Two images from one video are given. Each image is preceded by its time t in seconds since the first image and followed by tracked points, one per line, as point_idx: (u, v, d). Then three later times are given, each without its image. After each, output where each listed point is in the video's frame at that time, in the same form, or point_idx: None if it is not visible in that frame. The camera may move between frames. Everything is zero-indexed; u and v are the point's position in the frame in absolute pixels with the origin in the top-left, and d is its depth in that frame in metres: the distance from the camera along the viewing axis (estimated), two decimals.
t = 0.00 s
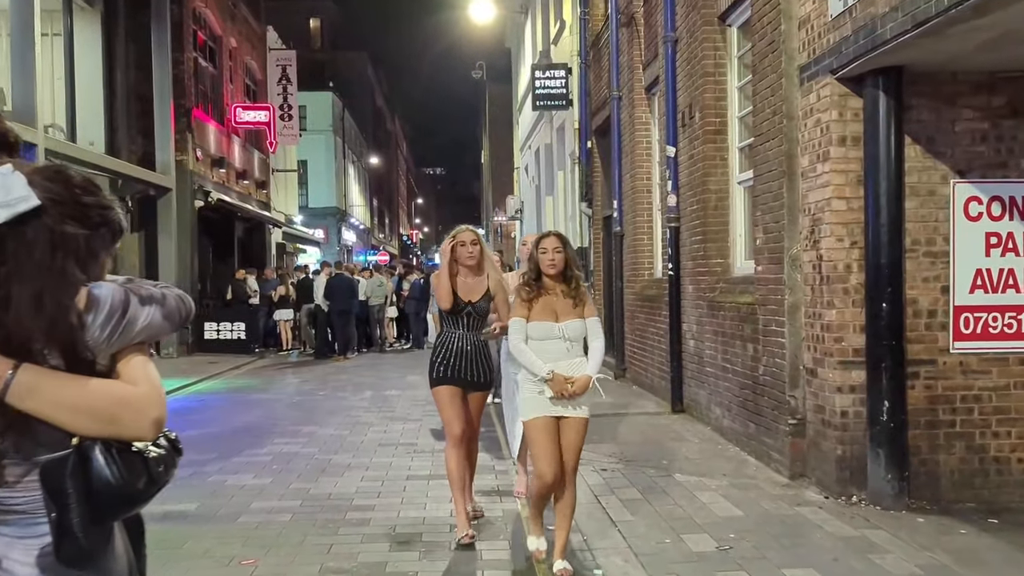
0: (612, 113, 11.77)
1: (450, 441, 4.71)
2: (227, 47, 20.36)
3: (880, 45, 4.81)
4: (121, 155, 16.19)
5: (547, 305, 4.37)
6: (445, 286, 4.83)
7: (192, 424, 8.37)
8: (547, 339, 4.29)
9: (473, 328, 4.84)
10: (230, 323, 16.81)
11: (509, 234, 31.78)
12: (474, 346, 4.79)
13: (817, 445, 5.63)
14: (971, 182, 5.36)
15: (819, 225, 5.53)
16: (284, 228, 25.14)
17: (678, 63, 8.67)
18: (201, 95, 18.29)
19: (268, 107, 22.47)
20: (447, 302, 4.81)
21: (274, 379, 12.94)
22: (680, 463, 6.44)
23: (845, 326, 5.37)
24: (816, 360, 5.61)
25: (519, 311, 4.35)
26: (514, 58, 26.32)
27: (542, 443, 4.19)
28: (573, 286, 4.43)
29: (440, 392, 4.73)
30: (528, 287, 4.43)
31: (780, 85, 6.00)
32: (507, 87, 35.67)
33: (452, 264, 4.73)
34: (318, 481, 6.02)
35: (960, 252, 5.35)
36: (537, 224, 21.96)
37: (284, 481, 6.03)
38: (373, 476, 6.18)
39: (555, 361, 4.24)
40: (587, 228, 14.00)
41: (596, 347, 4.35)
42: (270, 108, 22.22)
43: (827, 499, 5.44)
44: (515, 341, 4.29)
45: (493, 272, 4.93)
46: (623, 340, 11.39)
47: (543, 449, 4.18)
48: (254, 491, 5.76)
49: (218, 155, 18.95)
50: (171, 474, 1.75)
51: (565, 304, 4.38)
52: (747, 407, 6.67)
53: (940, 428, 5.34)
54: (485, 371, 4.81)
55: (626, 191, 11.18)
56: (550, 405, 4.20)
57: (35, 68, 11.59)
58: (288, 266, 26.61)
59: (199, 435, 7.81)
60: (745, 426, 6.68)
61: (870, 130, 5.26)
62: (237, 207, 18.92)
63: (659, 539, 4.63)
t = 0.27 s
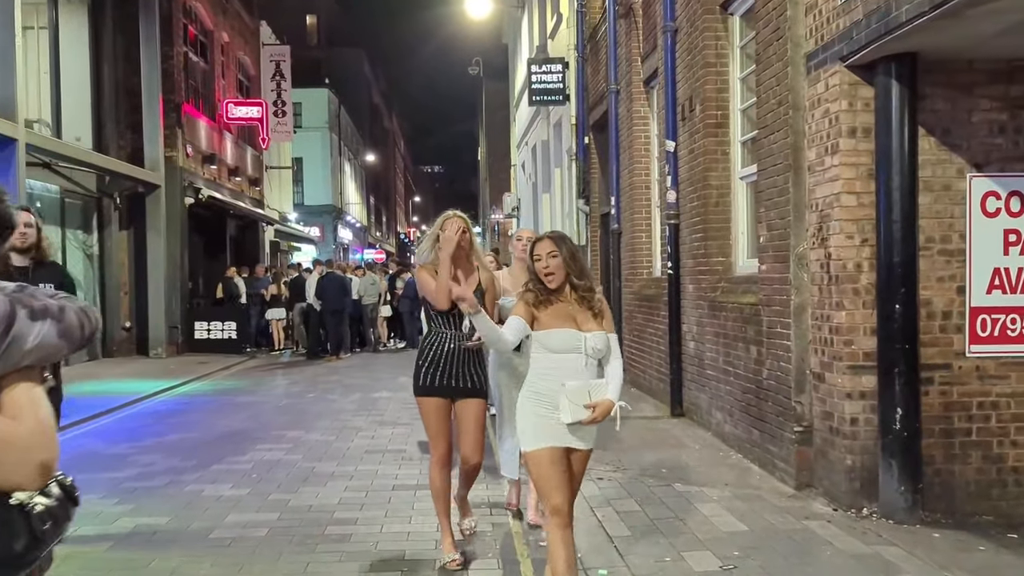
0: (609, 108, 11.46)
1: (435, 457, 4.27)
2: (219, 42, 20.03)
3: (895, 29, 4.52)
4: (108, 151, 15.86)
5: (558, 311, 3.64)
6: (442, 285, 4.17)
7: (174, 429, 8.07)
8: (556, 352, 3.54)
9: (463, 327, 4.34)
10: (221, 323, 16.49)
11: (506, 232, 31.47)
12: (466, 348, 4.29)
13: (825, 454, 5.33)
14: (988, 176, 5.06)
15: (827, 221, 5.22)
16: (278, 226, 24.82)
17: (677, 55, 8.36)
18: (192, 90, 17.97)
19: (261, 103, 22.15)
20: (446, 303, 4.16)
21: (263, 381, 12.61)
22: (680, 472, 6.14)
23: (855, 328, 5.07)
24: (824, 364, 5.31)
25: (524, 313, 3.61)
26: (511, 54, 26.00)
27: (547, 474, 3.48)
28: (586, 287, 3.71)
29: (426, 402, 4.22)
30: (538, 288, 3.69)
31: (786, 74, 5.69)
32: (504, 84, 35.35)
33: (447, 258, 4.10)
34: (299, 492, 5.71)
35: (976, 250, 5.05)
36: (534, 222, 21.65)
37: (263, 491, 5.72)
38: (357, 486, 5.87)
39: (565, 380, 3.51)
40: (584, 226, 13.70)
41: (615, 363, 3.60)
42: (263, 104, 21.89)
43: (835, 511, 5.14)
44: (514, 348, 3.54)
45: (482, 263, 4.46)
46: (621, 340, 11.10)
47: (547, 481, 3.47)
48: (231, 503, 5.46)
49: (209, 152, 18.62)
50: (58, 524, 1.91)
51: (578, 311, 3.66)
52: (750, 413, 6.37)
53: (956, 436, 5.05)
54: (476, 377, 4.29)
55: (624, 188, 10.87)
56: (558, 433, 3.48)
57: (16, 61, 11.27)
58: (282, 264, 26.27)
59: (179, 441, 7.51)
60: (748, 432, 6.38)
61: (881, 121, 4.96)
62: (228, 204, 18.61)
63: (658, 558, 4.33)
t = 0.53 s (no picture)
0: (606, 103, 11.18)
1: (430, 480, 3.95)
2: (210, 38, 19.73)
3: (911, 14, 4.26)
4: (96, 148, 15.57)
5: (577, 315, 3.01)
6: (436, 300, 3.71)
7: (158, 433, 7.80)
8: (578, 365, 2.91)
9: (465, 339, 3.86)
10: (212, 323, 16.28)
11: (503, 231, 31.22)
12: (467, 361, 3.83)
13: (835, 462, 5.08)
14: (1007, 171, 4.80)
15: (838, 218, 4.97)
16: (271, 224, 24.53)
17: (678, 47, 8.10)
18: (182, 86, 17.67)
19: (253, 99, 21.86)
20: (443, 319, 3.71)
21: (254, 382, 12.33)
22: (682, 480, 5.89)
23: (867, 331, 4.81)
24: (834, 368, 5.06)
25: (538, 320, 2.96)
26: (508, 51, 25.72)
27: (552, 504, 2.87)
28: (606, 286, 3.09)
29: (423, 426, 3.82)
30: (550, 291, 3.06)
31: (792, 64, 5.44)
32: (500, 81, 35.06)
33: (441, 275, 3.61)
34: (284, 502, 5.44)
35: (995, 249, 4.79)
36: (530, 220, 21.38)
37: (245, 501, 5.46)
38: (345, 495, 5.61)
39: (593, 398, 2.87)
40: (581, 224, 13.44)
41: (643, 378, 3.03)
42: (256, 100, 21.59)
43: (845, 523, 4.89)
44: (532, 365, 2.88)
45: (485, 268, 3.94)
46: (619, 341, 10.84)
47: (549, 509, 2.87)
48: (211, 514, 5.20)
49: (200, 148, 18.32)
50: None
51: (596, 314, 3.05)
52: (754, 418, 6.12)
53: (973, 445, 4.80)
54: (480, 394, 3.82)
55: (623, 185, 10.61)
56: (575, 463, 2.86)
57: None
58: (276, 263, 25.97)
59: (162, 446, 7.25)
60: (752, 438, 6.14)
61: (895, 111, 4.71)
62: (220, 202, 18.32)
63: None
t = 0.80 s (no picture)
0: (607, 99, 10.95)
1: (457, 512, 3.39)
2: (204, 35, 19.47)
3: None
4: (88, 146, 15.31)
5: (619, 328, 2.50)
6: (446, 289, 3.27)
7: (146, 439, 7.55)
8: (625, 387, 2.42)
9: (483, 347, 3.38)
10: (206, 324, 15.95)
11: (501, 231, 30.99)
12: (486, 373, 3.36)
13: (853, 472, 4.84)
14: None
15: (856, 215, 4.73)
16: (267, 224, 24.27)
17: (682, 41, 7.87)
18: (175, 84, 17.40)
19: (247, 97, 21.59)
20: (452, 325, 3.27)
21: (247, 384, 12.09)
22: (690, 489, 5.65)
23: (887, 334, 4.58)
24: (852, 373, 4.81)
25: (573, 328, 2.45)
26: (505, 49, 25.49)
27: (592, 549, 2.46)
28: (651, 292, 2.59)
29: (438, 453, 3.29)
30: (588, 295, 2.56)
31: (806, 54, 5.20)
32: (498, 80, 34.84)
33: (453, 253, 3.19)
34: (274, 513, 5.19)
35: (1022, 247, 4.55)
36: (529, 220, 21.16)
37: (234, 513, 5.21)
38: (337, 506, 5.36)
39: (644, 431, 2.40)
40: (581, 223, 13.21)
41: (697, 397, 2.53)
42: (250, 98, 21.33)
43: (865, 536, 4.65)
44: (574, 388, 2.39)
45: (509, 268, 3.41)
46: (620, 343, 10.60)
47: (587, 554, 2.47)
48: (197, 527, 4.95)
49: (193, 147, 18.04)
50: None
51: (640, 324, 2.55)
52: (765, 424, 5.88)
53: (998, 454, 4.56)
54: (502, 411, 3.33)
55: (624, 183, 10.37)
56: (625, 514, 2.41)
57: None
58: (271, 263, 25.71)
59: (149, 453, 6.99)
60: (762, 445, 5.90)
61: (915, 104, 4.48)
62: (214, 201, 18.05)
63: None
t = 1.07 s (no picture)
0: (611, 96, 10.73)
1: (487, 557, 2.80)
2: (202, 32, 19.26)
3: None
4: (83, 145, 15.10)
5: (691, 344, 2.14)
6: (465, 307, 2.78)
7: (138, 447, 7.32)
8: (698, 423, 2.07)
9: (516, 370, 2.95)
10: (203, 325, 15.71)
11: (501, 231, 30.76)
12: (520, 396, 2.93)
13: (875, 484, 4.61)
14: None
15: (880, 216, 4.51)
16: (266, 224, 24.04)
17: (692, 35, 7.66)
18: (172, 82, 17.18)
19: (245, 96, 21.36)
20: (478, 352, 2.83)
21: (244, 387, 11.86)
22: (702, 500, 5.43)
23: (912, 340, 4.36)
24: (873, 381, 4.60)
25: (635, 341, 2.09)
26: (507, 47, 25.29)
27: None
28: (734, 300, 2.19)
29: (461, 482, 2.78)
30: (652, 300, 2.21)
31: (826, 47, 4.98)
32: (499, 80, 34.63)
33: (466, 267, 2.71)
34: (268, 527, 4.96)
35: None
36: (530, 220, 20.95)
37: (228, 526, 4.99)
38: (335, 518, 5.13)
39: (717, 478, 2.05)
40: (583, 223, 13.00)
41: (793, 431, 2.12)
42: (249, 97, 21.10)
43: (889, 552, 4.42)
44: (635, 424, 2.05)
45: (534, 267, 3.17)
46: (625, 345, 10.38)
47: None
48: (188, 541, 4.72)
49: (191, 146, 17.82)
50: None
51: (718, 342, 2.17)
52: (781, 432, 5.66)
53: None
54: (532, 445, 2.92)
55: (629, 183, 10.15)
56: None
57: None
58: (270, 263, 25.49)
59: (142, 462, 6.76)
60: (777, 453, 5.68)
61: (942, 99, 4.26)
62: (211, 201, 17.82)
63: None
